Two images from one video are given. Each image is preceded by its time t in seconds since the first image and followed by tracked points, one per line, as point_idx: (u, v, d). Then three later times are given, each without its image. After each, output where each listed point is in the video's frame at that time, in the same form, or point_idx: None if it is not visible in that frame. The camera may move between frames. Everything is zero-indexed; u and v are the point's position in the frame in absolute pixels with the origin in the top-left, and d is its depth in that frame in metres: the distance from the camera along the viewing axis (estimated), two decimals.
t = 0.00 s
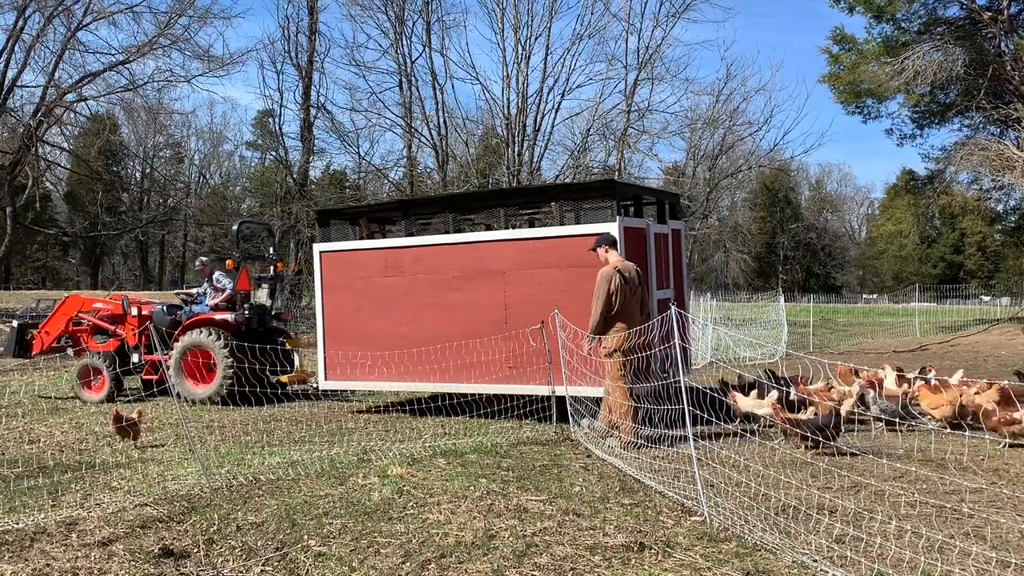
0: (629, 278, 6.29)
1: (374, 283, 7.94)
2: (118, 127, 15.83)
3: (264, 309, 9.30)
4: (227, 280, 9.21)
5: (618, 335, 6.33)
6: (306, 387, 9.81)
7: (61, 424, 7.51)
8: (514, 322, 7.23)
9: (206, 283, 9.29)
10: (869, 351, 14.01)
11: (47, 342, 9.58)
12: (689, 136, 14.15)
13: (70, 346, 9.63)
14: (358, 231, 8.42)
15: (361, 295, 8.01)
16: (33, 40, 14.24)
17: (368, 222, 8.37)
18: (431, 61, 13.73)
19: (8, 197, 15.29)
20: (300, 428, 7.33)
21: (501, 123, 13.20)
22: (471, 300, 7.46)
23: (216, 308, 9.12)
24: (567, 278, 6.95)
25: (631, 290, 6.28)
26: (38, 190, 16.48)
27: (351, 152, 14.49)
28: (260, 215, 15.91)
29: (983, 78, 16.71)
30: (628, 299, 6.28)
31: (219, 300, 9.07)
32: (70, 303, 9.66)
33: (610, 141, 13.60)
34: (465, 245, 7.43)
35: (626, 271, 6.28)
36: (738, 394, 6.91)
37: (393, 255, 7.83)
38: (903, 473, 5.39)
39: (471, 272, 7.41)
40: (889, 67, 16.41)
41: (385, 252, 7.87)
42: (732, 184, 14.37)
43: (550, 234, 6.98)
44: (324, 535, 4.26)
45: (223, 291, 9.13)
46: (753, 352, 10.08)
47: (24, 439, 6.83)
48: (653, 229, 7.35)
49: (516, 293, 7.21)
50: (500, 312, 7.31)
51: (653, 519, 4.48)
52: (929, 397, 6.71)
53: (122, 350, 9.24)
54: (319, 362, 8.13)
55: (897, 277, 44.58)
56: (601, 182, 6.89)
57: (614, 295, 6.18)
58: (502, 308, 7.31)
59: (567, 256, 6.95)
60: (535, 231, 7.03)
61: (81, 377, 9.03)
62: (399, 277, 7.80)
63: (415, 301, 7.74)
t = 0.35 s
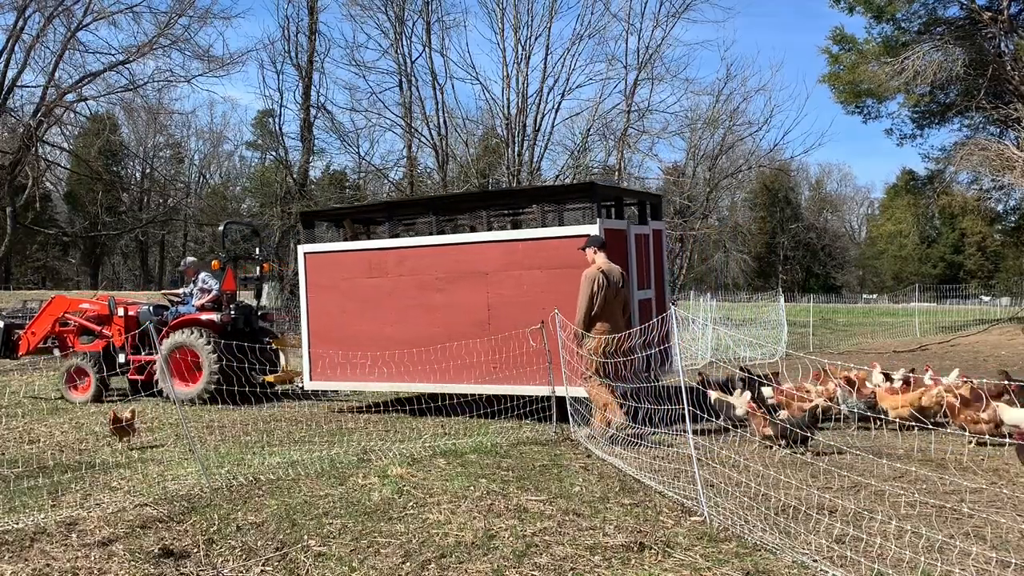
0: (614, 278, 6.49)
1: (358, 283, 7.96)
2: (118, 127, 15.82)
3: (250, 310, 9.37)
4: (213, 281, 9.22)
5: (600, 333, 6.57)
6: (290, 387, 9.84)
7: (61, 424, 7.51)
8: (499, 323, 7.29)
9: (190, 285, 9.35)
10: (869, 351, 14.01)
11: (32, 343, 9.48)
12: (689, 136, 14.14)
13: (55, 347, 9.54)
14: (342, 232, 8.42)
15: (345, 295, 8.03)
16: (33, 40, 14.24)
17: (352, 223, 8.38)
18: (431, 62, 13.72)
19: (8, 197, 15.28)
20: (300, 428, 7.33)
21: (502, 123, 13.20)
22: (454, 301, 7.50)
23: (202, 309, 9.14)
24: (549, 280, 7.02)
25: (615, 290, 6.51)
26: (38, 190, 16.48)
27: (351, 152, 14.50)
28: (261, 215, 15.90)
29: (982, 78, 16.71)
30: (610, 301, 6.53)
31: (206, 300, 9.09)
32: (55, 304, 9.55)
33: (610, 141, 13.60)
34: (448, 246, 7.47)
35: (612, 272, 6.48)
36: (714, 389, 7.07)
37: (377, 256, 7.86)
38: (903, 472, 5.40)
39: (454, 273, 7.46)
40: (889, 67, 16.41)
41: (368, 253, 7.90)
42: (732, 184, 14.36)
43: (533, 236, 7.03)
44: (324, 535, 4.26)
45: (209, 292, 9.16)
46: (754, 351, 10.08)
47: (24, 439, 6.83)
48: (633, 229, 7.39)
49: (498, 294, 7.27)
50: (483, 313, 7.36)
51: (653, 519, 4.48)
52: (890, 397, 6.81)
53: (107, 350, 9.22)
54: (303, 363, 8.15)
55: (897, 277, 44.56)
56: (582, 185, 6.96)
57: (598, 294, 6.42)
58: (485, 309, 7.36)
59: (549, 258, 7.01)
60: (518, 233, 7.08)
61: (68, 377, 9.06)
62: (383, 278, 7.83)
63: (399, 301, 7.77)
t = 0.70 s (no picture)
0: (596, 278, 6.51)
1: (342, 283, 8.00)
2: (118, 127, 15.82)
3: (235, 309, 9.40)
4: (197, 281, 9.11)
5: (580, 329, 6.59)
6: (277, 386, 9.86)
7: (61, 424, 7.51)
8: (481, 323, 7.37)
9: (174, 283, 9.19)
10: (869, 351, 14.01)
11: (19, 345, 9.45)
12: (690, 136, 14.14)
13: (41, 348, 9.53)
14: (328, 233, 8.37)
15: (329, 295, 8.08)
16: (33, 40, 14.25)
17: (338, 224, 8.34)
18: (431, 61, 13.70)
19: (8, 196, 15.27)
20: (300, 428, 7.33)
21: (502, 123, 13.19)
22: (437, 301, 7.57)
23: (187, 309, 9.06)
24: (530, 281, 7.10)
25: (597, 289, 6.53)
26: (38, 190, 16.47)
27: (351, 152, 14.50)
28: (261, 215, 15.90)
29: (982, 78, 16.71)
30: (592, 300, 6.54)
31: (191, 301, 9.01)
32: (41, 305, 9.51)
33: (611, 141, 13.59)
34: (432, 247, 7.54)
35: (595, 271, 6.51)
36: (701, 387, 7.11)
37: (361, 256, 7.91)
38: (903, 473, 5.40)
39: (438, 274, 7.53)
40: (889, 67, 16.41)
41: (353, 253, 7.95)
42: (732, 184, 14.35)
43: (516, 237, 7.11)
44: (324, 535, 4.26)
45: (194, 292, 9.06)
46: (754, 351, 10.08)
47: (24, 439, 6.83)
48: (614, 233, 7.46)
49: (481, 295, 7.34)
50: (466, 313, 7.44)
51: (653, 519, 4.48)
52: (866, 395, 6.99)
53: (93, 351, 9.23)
54: (288, 363, 8.20)
55: (897, 277, 44.54)
56: (564, 188, 7.00)
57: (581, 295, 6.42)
58: (467, 309, 7.44)
59: (531, 260, 7.09)
60: (501, 234, 7.16)
61: (53, 377, 9.00)
62: (367, 278, 7.89)
63: (382, 302, 7.83)
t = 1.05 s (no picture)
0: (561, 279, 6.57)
1: (326, 284, 8.03)
2: (118, 127, 15.82)
3: (220, 309, 9.40)
4: (183, 281, 9.13)
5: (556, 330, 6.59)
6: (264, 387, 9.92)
7: (61, 424, 7.51)
8: (464, 323, 7.39)
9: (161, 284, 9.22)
10: (869, 351, 14.01)
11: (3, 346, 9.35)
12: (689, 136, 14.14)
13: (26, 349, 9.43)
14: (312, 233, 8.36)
15: (313, 295, 8.11)
16: (33, 40, 14.25)
17: (322, 224, 8.33)
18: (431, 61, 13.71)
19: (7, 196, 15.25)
20: (300, 428, 7.33)
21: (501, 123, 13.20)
22: (420, 302, 7.60)
23: (172, 309, 9.07)
24: (512, 282, 7.14)
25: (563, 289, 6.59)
26: (38, 190, 16.47)
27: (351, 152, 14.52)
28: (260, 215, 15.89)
29: (983, 78, 16.71)
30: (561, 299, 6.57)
31: (177, 301, 9.01)
32: (26, 306, 9.41)
33: (610, 141, 13.59)
34: (416, 248, 7.57)
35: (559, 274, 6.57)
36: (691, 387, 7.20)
37: (345, 257, 7.94)
38: (903, 473, 5.40)
39: (421, 274, 7.56)
40: (889, 67, 16.41)
41: (337, 254, 7.97)
42: (732, 184, 14.36)
43: (498, 239, 7.15)
44: (324, 535, 4.26)
45: (179, 293, 9.07)
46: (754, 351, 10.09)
47: (24, 439, 6.83)
48: (595, 235, 7.53)
49: (463, 296, 7.38)
50: (449, 314, 7.47)
51: (653, 519, 4.48)
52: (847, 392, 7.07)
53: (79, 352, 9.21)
54: (273, 362, 8.25)
55: (897, 277, 44.49)
56: (547, 190, 7.02)
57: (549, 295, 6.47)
58: (450, 310, 7.46)
59: (513, 261, 7.13)
60: (483, 236, 7.20)
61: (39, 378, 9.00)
62: (351, 279, 7.92)
63: (366, 302, 7.86)
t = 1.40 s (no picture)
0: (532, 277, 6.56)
1: (310, 284, 8.04)
2: (118, 127, 15.81)
3: (206, 310, 9.47)
4: (167, 282, 9.22)
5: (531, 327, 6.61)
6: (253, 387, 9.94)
7: (60, 424, 7.51)
8: (450, 323, 7.41)
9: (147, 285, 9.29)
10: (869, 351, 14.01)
11: None
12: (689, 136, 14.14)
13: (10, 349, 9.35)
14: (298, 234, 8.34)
15: (298, 295, 8.11)
16: (33, 40, 14.25)
17: (308, 224, 8.30)
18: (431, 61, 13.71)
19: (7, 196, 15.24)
20: (300, 428, 7.33)
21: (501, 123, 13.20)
22: (405, 301, 7.62)
23: (158, 309, 9.14)
24: (497, 282, 7.18)
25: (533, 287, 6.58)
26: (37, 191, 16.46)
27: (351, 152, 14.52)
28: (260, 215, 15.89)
29: (983, 78, 16.71)
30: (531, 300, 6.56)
31: (161, 301, 9.10)
32: (11, 307, 9.34)
33: (610, 141, 13.59)
34: (400, 248, 7.59)
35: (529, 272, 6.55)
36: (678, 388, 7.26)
37: (330, 257, 7.95)
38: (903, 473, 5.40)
39: (406, 274, 7.58)
40: (889, 67, 16.41)
41: (321, 254, 7.98)
42: (732, 184, 14.36)
43: (482, 238, 7.19)
44: (324, 535, 4.26)
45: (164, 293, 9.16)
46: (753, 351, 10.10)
47: (24, 439, 6.84)
48: (578, 235, 7.53)
49: (448, 295, 7.40)
50: (433, 313, 7.48)
51: (653, 519, 4.48)
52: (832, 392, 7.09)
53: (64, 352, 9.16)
54: (258, 361, 8.25)
55: (897, 277, 44.47)
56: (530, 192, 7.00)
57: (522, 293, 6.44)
58: (435, 310, 7.48)
59: (497, 260, 7.17)
60: (467, 236, 7.23)
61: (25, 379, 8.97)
62: (336, 279, 7.93)
63: (350, 301, 7.87)
